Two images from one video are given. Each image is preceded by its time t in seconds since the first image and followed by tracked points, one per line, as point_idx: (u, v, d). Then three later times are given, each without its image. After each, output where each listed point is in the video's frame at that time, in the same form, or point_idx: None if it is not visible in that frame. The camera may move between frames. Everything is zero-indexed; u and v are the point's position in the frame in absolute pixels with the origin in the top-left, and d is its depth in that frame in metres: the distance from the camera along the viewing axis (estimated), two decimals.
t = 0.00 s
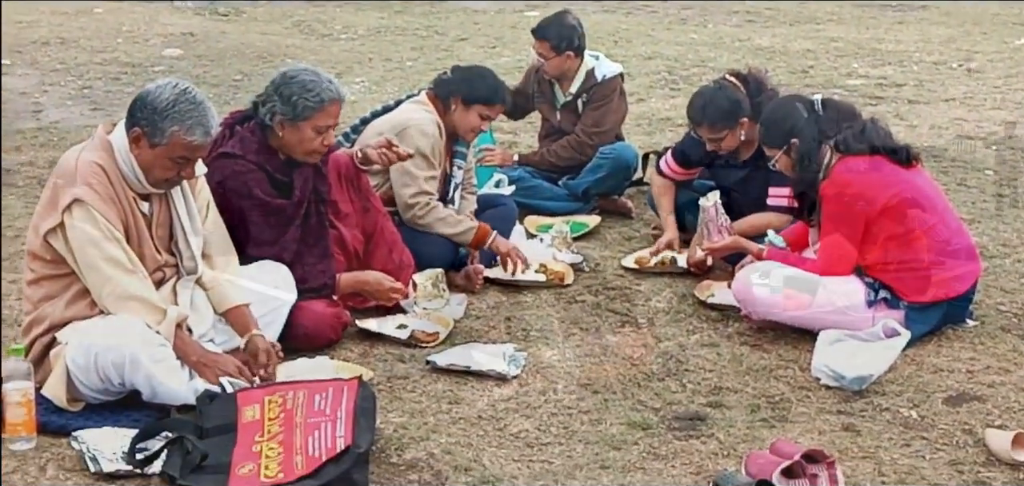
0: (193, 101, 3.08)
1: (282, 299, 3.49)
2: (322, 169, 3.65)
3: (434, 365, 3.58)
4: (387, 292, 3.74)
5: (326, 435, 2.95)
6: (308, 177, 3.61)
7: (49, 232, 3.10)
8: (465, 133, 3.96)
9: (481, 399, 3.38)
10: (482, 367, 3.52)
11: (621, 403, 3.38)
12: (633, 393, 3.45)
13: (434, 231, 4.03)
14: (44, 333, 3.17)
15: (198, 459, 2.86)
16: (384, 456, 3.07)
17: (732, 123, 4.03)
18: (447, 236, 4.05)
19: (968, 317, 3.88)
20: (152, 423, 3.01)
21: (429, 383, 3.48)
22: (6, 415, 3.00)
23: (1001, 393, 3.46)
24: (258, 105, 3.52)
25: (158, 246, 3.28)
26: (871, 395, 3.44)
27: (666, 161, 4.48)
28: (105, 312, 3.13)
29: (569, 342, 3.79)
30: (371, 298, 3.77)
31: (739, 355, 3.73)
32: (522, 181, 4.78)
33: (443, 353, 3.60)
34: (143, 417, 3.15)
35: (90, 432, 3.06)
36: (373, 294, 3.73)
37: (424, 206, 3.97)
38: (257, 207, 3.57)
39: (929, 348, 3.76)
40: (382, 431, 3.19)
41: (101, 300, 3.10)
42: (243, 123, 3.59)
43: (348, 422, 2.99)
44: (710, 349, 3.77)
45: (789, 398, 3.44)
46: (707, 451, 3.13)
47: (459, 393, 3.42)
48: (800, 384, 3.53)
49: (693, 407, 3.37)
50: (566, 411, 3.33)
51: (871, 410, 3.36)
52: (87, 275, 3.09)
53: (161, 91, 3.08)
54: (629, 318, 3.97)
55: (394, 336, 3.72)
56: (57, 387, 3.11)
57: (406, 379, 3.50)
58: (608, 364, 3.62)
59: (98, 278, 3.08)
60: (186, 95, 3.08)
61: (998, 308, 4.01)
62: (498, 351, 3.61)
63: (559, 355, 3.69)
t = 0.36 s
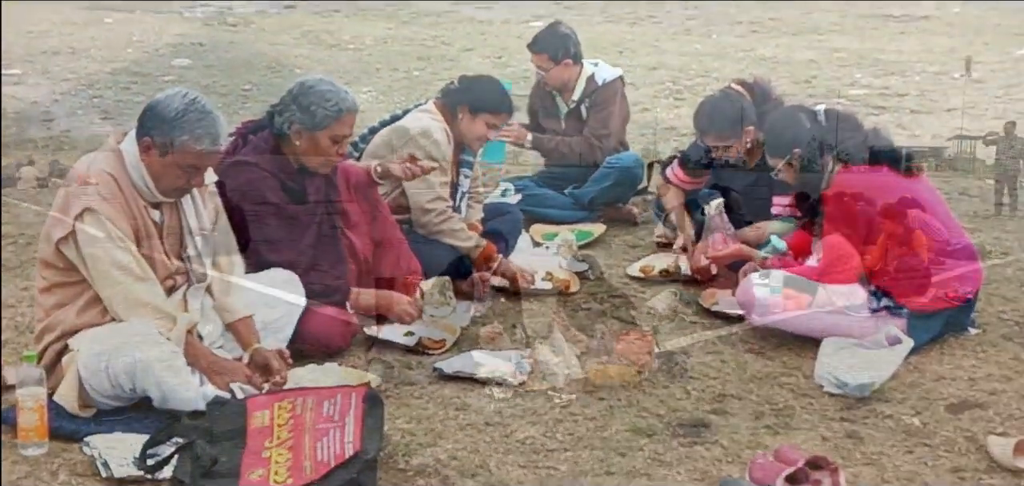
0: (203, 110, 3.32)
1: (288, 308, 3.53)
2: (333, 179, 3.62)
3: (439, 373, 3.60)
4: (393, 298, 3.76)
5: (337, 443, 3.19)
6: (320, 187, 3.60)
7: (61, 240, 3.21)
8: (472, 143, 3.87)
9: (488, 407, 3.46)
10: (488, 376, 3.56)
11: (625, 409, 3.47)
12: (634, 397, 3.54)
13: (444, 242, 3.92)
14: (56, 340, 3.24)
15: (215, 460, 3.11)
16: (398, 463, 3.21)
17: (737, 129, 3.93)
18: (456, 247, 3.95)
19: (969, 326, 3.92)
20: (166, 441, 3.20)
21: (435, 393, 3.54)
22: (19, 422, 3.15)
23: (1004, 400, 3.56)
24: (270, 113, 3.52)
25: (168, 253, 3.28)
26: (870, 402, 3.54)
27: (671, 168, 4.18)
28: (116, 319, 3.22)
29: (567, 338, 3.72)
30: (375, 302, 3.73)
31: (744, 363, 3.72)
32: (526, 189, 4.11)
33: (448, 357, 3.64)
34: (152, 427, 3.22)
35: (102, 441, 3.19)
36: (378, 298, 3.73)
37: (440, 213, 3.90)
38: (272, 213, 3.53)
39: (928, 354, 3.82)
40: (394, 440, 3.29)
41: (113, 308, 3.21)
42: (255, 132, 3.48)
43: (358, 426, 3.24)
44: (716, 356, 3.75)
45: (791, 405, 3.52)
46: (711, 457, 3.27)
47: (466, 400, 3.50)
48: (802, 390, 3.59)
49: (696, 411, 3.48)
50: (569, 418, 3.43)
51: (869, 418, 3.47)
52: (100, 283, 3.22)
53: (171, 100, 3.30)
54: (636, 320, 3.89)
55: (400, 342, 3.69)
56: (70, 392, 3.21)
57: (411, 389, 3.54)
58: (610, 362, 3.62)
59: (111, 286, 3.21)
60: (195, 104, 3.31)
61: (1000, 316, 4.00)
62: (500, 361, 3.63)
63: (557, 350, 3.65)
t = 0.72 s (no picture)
0: (220, 124, 3.40)
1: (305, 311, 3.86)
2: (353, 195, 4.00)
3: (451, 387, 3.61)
4: (406, 300, 3.93)
5: (346, 455, 3.29)
6: (343, 204, 4.01)
7: (79, 254, 3.37)
8: (485, 156, 4.01)
9: (499, 415, 3.43)
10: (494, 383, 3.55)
11: (638, 421, 3.46)
12: (647, 408, 3.53)
13: (456, 254, 4.12)
14: (72, 355, 3.40)
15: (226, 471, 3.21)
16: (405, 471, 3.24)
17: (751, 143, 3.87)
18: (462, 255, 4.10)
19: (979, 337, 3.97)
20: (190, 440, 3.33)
21: (447, 398, 3.52)
22: (39, 436, 3.27)
23: (1014, 413, 3.68)
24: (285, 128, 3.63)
25: (186, 270, 3.60)
26: (876, 417, 3.59)
27: (682, 184, 4.05)
28: (134, 334, 3.45)
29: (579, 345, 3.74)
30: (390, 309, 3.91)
31: (754, 376, 3.73)
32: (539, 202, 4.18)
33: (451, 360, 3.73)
34: (177, 434, 3.36)
35: (125, 447, 3.32)
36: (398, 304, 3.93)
37: (449, 229, 4.19)
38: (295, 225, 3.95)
39: (939, 375, 3.83)
40: (404, 451, 3.29)
41: (131, 323, 3.44)
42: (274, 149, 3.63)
43: (369, 439, 3.31)
44: (728, 369, 3.78)
45: (801, 416, 3.57)
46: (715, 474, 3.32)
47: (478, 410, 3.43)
48: (816, 405, 3.62)
49: (710, 426, 3.49)
50: (585, 427, 3.42)
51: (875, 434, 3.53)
52: (117, 296, 3.42)
53: (189, 115, 3.37)
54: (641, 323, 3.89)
55: (403, 350, 3.72)
56: (88, 403, 3.38)
57: (423, 394, 3.55)
58: (611, 362, 3.65)
59: (129, 301, 3.43)
60: (214, 119, 3.39)
61: (1011, 330, 3.99)
62: (510, 368, 3.66)
63: (562, 355, 3.66)
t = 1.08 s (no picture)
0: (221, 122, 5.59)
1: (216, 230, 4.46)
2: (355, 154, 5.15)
3: (460, 397, 3.76)
4: (412, 306, 3.96)
5: (341, 455, 3.15)
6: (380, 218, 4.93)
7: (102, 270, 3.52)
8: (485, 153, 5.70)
9: (506, 420, 3.45)
10: (502, 387, 3.72)
11: (645, 426, 3.41)
12: (653, 414, 3.54)
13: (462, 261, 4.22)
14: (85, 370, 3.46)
15: (212, 468, 3.03)
16: (399, 465, 3.05)
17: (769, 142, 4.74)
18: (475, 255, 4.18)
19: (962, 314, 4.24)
20: (194, 441, 3.24)
21: (456, 405, 3.65)
22: (46, 439, 3.23)
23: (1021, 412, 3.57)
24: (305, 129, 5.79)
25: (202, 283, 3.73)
26: (887, 420, 3.49)
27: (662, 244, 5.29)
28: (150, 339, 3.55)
29: (583, 349, 3.74)
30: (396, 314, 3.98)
31: (754, 387, 3.86)
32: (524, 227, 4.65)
33: (460, 365, 3.93)
34: (184, 437, 3.30)
35: (129, 448, 3.21)
36: (404, 309, 3.95)
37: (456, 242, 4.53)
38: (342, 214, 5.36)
39: (939, 384, 3.91)
40: (402, 451, 3.17)
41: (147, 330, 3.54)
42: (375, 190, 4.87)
43: (368, 442, 3.26)
44: (727, 382, 3.93)
45: (809, 420, 3.49)
46: (721, 457, 3.13)
47: (487, 414, 3.52)
48: (823, 411, 3.59)
49: (717, 429, 3.39)
50: (592, 431, 3.35)
51: (889, 431, 3.38)
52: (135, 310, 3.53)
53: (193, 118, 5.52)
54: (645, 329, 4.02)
55: (410, 352, 3.82)
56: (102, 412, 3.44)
57: (434, 401, 3.68)
58: (616, 366, 3.76)
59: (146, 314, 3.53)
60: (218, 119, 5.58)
61: (1007, 375, 4.04)
62: (519, 374, 3.87)
63: (568, 357, 3.73)
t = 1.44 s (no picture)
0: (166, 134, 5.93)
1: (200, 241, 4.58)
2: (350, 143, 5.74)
3: (464, 397, 3.77)
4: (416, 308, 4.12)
5: (345, 454, 3.16)
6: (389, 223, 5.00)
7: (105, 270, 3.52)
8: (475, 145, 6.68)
9: (510, 421, 3.46)
10: (505, 387, 3.77)
11: (649, 427, 3.42)
12: (656, 414, 3.55)
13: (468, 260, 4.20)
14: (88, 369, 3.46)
15: (217, 468, 3.03)
16: (402, 465, 3.05)
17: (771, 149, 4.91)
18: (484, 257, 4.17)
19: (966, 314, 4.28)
20: (198, 444, 3.24)
21: (459, 405, 3.66)
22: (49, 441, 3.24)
23: None
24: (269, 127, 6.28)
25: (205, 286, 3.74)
26: (891, 421, 3.48)
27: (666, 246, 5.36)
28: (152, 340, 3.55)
29: (588, 350, 3.80)
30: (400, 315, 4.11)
31: (757, 388, 3.87)
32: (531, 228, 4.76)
33: (462, 366, 3.93)
34: (189, 439, 3.30)
35: (133, 449, 3.21)
36: (408, 310, 4.10)
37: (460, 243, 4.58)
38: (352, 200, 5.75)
39: (943, 385, 3.91)
40: (406, 451, 3.17)
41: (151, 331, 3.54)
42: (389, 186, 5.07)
43: (371, 443, 3.26)
44: (730, 382, 3.94)
45: (813, 420, 3.49)
46: (724, 457, 3.11)
47: (490, 415, 3.53)
48: (827, 412, 3.59)
49: (721, 430, 3.39)
50: (596, 432, 3.35)
51: (892, 432, 3.37)
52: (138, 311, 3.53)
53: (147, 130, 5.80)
54: (649, 328, 3.99)
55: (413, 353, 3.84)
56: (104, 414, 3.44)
57: (437, 402, 3.69)
58: (621, 367, 3.78)
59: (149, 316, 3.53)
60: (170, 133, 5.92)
61: (1012, 375, 4.03)
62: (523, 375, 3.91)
63: (573, 358, 3.71)
